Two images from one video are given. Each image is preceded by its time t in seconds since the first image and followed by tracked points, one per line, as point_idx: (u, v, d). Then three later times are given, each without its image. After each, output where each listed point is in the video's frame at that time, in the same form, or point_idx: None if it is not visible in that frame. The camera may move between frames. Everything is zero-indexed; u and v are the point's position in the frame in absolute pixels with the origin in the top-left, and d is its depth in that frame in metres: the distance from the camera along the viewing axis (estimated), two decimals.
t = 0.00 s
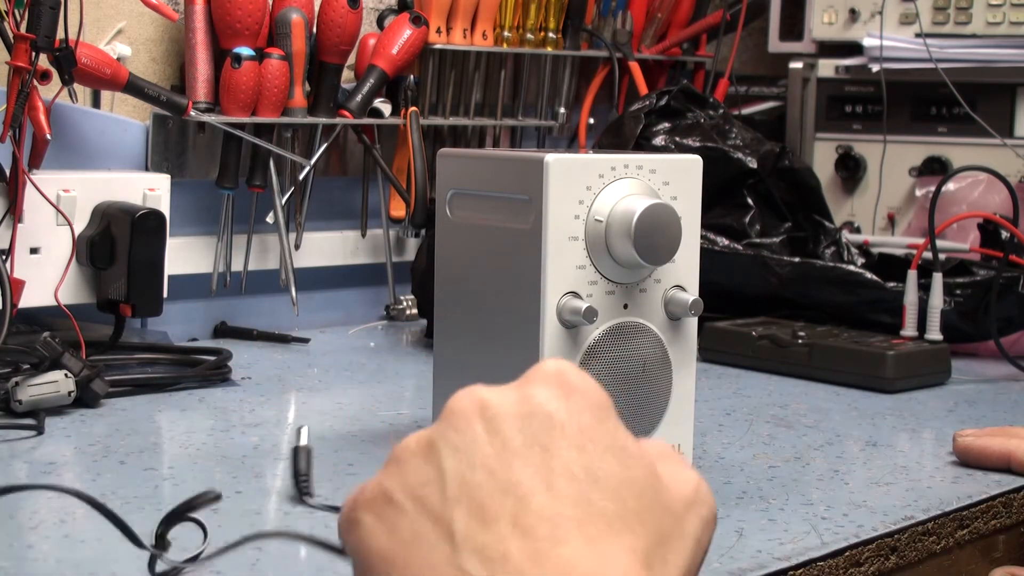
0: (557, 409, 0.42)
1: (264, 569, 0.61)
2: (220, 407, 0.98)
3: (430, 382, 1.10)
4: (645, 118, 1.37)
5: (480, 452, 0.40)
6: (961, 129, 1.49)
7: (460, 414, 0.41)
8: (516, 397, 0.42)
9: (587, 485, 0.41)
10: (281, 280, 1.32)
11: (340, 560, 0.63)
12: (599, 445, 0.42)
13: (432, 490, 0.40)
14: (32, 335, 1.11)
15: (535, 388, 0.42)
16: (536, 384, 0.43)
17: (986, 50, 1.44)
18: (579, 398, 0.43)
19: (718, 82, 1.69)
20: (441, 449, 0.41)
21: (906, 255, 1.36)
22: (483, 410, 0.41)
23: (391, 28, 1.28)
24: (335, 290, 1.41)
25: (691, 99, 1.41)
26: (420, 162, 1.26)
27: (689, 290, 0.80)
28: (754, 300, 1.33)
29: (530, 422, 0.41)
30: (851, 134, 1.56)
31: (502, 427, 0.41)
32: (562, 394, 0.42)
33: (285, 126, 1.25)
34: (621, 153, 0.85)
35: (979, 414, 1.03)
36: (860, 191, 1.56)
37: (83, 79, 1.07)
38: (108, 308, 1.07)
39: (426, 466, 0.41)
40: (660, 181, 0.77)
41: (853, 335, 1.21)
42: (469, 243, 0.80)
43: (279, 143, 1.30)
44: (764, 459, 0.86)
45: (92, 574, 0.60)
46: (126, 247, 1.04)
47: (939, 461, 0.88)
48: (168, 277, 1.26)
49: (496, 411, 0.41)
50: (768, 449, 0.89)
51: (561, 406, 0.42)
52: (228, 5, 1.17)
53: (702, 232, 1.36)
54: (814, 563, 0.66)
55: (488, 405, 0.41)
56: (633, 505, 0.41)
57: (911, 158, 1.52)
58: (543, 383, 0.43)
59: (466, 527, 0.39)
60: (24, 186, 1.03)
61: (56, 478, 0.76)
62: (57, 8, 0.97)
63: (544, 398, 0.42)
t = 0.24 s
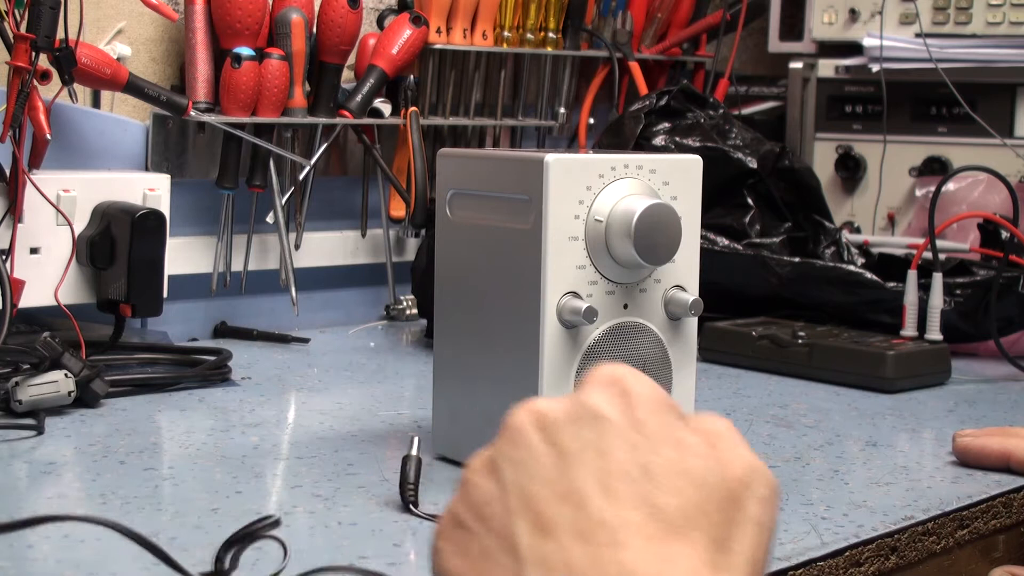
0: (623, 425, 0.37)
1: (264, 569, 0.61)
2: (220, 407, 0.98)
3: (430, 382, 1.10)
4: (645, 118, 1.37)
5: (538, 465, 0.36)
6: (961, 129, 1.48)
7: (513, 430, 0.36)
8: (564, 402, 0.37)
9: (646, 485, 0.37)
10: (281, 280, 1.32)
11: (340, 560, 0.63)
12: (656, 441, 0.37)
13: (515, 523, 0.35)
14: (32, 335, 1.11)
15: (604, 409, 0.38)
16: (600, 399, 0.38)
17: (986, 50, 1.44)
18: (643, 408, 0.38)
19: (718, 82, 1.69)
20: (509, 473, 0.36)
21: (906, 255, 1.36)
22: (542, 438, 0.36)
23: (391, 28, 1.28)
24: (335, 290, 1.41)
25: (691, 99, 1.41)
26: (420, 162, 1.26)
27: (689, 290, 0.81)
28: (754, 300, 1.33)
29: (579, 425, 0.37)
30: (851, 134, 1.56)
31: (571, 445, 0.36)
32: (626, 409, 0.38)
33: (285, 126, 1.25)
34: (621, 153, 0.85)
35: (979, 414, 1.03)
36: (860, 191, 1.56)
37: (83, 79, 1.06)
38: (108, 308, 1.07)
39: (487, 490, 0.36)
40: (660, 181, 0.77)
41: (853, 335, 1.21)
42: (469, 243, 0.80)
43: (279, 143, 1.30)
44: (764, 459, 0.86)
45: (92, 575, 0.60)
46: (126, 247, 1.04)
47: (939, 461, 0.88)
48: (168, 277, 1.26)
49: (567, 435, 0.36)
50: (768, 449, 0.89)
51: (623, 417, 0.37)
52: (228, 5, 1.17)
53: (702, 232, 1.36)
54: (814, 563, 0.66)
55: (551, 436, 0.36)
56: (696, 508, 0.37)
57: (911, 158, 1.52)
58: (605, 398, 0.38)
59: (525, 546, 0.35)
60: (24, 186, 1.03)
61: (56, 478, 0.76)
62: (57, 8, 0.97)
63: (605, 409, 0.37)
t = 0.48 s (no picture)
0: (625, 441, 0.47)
1: (264, 568, 0.61)
2: (220, 407, 0.98)
3: (430, 382, 1.10)
4: (645, 118, 1.37)
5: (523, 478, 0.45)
6: (961, 129, 1.48)
7: (545, 460, 0.31)
8: (602, 438, 0.32)
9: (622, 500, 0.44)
10: (281, 280, 1.32)
11: (340, 560, 0.63)
12: (694, 494, 0.31)
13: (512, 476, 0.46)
14: (32, 335, 1.11)
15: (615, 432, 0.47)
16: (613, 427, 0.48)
17: (986, 50, 1.44)
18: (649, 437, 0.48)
19: (718, 82, 1.69)
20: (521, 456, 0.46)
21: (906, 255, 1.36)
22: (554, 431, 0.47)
23: (391, 28, 1.28)
24: (335, 290, 1.41)
25: (692, 99, 1.41)
26: (420, 162, 1.26)
27: (689, 290, 0.80)
28: (754, 300, 1.33)
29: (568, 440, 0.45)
30: (851, 134, 1.56)
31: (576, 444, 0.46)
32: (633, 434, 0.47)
33: (285, 126, 1.25)
34: (621, 153, 0.85)
35: (979, 414, 1.03)
36: (860, 191, 1.56)
37: (83, 79, 1.07)
38: (108, 308, 1.07)
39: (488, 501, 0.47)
40: (660, 181, 0.77)
41: (853, 335, 1.21)
42: (469, 243, 0.80)
43: (279, 143, 1.30)
44: (764, 459, 0.86)
45: (92, 574, 0.60)
46: (126, 247, 1.04)
47: (939, 461, 0.88)
48: (168, 277, 1.26)
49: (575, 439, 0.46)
50: (768, 449, 0.89)
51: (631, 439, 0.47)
52: (228, 5, 1.17)
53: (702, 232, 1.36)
54: (814, 563, 0.66)
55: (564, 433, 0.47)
56: (725, 558, 0.31)
57: (911, 158, 1.52)
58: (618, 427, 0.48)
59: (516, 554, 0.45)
60: (24, 186, 1.03)
61: (56, 478, 0.76)
62: (57, 8, 0.97)
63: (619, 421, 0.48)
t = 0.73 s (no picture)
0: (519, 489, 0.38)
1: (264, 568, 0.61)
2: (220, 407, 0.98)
3: (430, 382, 1.10)
4: (645, 118, 1.37)
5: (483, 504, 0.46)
6: (961, 129, 1.48)
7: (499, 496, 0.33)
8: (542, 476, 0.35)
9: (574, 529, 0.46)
10: (281, 280, 1.32)
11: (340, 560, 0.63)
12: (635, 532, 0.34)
13: (403, 523, 0.36)
14: (32, 335, 1.11)
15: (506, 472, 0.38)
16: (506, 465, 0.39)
17: (986, 50, 1.44)
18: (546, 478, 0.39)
19: (718, 82, 1.69)
20: (397, 498, 0.37)
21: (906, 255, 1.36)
22: (423, 463, 0.37)
23: (391, 28, 1.28)
24: (335, 290, 1.41)
25: (691, 99, 1.41)
26: (420, 162, 1.26)
27: (689, 290, 0.80)
28: (754, 300, 1.33)
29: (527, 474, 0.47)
30: (851, 134, 1.56)
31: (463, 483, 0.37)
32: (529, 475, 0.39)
33: (286, 126, 1.25)
34: (621, 153, 0.85)
35: (979, 414, 1.03)
36: (860, 191, 1.56)
37: (83, 79, 1.07)
38: (107, 308, 1.07)
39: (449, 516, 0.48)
40: (660, 181, 0.77)
41: (853, 335, 1.21)
42: (469, 243, 0.80)
43: (279, 143, 1.30)
44: (764, 459, 0.86)
45: (91, 574, 0.60)
46: (126, 247, 1.04)
47: (939, 461, 0.88)
48: (168, 277, 1.26)
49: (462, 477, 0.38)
50: (768, 449, 0.89)
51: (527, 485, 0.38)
52: (228, 5, 1.17)
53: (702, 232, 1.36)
54: (814, 563, 0.66)
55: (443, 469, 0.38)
56: None
57: (911, 158, 1.52)
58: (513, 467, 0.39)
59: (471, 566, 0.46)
60: (24, 186, 1.03)
61: (56, 478, 0.76)
62: (57, 8, 0.97)
63: (510, 459, 0.39)
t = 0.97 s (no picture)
0: (608, 566, 0.52)
1: (264, 568, 0.61)
2: (221, 407, 0.98)
3: (430, 382, 1.10)
4: (645, 118, 1.37)
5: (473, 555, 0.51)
6: (961, 129, 1.48)
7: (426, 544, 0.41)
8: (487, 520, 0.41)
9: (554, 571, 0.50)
10: (281, 280, 1.32)
11: (340, 559, 0.63)
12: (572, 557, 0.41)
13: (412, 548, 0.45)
14: (32, 335, 1.11)
15: (597, 549, 0.52)
16: (599, 546, 0.53)
17: (986, 50, 1.44)
18: (635, 566, 0.53)
19: (718, 82, 1.69)
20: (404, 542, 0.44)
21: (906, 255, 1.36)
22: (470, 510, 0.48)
23: (391, 28, 1.28)
24: (335, 290, 1.41)
25: (691, 99, 1.41)
26: (420, 162, 1.26)
27: (689, 290, 0.80)
28: (754, 300, 1.33)
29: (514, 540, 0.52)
30: (851, 134, 1.56)
31: (567, 561, 0.51)
32: (619, 558, 0.52)
33: (285, 126, 1.25)
34: (621, 153, 0.85)
35: (979, 414, 1.03)
36: (860, 191, 1.56)
37: (83, 80, 1.07)
38: (107, 308, 1.07)
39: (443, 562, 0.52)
40: (660, 181, 0.77)
41: (854, 335, 1.21)
42: (469, 243, 0.80)
43: (279, 143, 1.30)
44: (763, 459, 0.86)
45: (92, 574, 0.60)
46: (126, 246, 1.04)
47: (939, 461, 0.88)
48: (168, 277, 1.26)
49: (567, 556, 0.51)
50: (768, 449, 0.89)
51: (617, 565, 0.52)
52: (228, 5, 1.17)
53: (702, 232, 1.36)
54: (814, 563, 0.66)
55: (538, 551, 0.52)
56: None
57: (911, 158, 1.52)
58: (605, 549, 0.53)
59: None
60: (24, 186, 1.03)
61: (56, 478, 0.76)
62: (57, 8, 0.97)
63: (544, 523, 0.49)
